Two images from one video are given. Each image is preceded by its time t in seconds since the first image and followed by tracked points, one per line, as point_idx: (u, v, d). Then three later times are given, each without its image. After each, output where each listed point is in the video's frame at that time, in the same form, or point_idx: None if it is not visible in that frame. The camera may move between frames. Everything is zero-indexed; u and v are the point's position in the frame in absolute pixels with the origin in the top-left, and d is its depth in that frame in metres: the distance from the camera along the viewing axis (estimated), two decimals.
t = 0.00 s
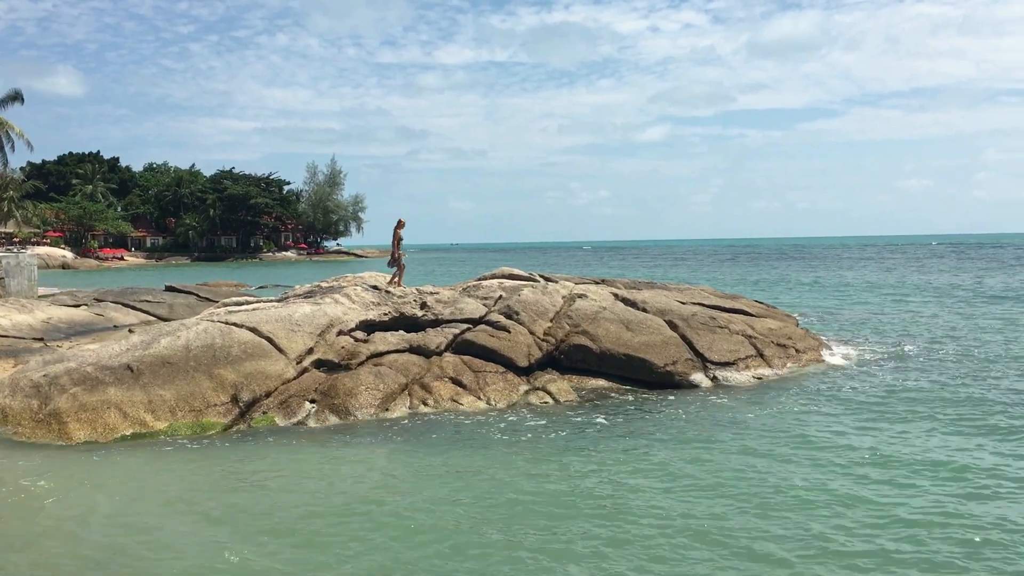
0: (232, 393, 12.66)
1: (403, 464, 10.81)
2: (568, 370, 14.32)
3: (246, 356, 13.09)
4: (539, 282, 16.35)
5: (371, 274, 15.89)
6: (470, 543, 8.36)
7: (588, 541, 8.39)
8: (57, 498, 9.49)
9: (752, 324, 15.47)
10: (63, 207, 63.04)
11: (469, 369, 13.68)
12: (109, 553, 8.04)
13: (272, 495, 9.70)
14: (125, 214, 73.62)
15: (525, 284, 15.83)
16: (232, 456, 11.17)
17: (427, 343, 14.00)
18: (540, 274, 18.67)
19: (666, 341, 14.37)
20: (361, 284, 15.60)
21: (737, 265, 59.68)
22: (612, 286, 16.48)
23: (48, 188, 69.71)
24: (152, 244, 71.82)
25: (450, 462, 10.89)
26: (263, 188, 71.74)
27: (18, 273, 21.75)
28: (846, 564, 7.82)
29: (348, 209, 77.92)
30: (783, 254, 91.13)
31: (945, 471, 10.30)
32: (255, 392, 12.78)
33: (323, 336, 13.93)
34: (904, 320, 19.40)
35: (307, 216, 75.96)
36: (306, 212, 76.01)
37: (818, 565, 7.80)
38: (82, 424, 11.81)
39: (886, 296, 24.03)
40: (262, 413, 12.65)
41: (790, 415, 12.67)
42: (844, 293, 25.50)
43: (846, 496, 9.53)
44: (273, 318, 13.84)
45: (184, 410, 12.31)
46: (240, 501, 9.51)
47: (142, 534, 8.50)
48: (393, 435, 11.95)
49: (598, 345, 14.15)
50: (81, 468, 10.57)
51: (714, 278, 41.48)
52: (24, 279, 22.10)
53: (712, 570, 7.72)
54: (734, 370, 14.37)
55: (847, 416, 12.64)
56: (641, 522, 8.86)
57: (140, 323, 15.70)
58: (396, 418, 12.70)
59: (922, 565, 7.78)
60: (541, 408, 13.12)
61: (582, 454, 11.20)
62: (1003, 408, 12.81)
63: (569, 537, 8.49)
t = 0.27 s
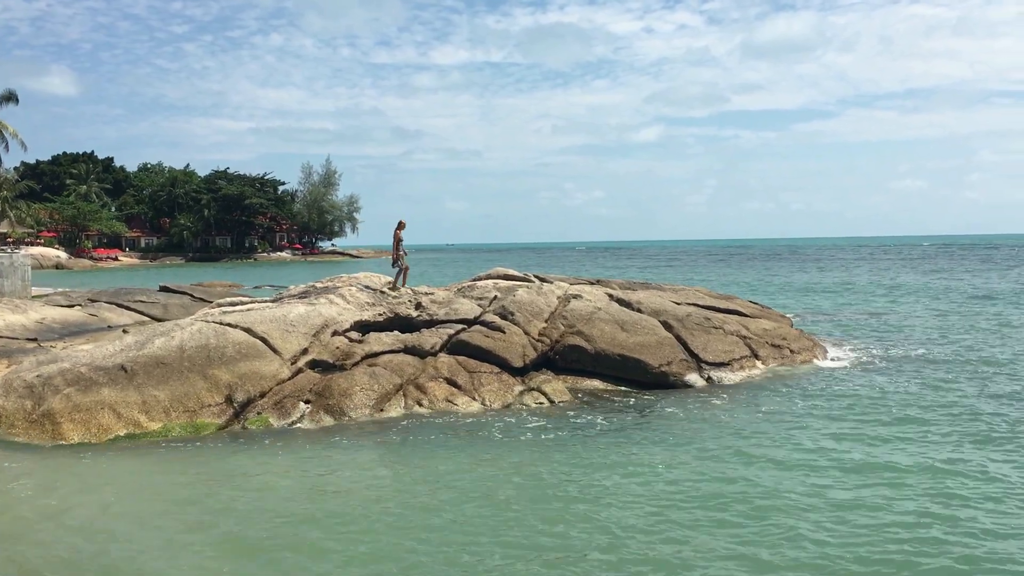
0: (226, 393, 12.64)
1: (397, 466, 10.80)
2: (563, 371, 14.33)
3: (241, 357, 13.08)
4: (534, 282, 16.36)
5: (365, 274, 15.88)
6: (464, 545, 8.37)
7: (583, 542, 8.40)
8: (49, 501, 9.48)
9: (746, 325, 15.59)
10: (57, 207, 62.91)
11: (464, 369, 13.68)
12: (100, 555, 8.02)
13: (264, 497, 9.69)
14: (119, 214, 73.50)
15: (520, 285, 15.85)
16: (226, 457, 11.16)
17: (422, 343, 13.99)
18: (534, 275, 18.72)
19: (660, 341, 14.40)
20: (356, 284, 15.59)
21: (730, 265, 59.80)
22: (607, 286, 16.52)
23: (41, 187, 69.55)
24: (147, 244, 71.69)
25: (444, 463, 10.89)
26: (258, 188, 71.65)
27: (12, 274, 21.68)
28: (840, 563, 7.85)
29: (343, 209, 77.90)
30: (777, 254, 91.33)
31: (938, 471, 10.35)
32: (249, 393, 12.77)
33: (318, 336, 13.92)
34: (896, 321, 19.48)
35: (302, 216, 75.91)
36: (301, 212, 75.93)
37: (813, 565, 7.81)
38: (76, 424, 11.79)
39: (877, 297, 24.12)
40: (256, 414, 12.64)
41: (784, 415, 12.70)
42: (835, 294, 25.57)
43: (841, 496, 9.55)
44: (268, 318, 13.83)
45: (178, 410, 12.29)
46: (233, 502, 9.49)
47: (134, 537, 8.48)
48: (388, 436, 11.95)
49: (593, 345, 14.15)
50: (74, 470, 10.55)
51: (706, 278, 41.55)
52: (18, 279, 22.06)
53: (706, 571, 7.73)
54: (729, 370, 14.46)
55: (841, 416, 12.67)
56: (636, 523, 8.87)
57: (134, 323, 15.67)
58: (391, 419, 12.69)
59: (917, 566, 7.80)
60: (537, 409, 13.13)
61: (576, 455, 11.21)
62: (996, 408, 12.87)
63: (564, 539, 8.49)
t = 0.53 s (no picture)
0: (221, 393, 12.63)
1: (391, 467, 10.79)
2: (558, 371, 14.32)
3: (235, 357, 13.05)
4: (528, 282, 16.37)
5: (360, 274, 15.87)
6: (458, 545, 8.36)
7: (577, 543, 8.40)
8: (40, 502, 9.45)
9: (741, 325, 15.68)
10: (52, 206, 62.80)
11: (458, 369, 13.68)
12: (90, 557, 7.99)
13: (256, 497, 9.69)
14: (115, 214, 73.40)
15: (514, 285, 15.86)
16: (220, 458, 11.14)
17: (416, 343, 13.99)
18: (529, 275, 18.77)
19: (655, 341, 14.42)
20: (351, 284, 15.58)
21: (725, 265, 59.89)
22: (602, 286, 16.55)
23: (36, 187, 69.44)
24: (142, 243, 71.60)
25: (437, 464, 10.88)
26: (253, 188, 71.59)
27: (5, 273, 21.64)
28: (834, 563, 7.86)
29: (339, 209, 77.89)
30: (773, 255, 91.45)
31: (932, 471, 10.37)
32: (244, 393, 12.75)
33: (313, 336, 13.90)
34: (889, 321, 19.52)
35: (298, 216, 75.87)
36: (296, 212, 75.89)
37: (807, 565, 7.82)
38: (70, 424, 11.77)
39: (868, 298, 24.17)
40: (251, 414, 12.62)
41: (777, 415, 12.71)
42: (826, 295, 25.63)
43: (835, 497, 9.56)
44: (262, 318, 13.81)
45: (172, 411, 12.27)
46: (225, 504, 9.47)
47: (124, 539, 8.45)
48: (382, 437, 11.95)
49: (587, 346, 14.14)
50: (67, 471, 10.52)
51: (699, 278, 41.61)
52: (11, 279, 22.04)
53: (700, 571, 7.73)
54: (723, 370, 14.58)
55: (834, 416, 12.68)
56: (630, 524, 8.86)
57: (128, 323, 15.63)
58: (386, 419, 12.68)
59: (911, 566, 7.81)
60: (531, 409, 13.13)
61: (570, 455, 11.21)
62: (988, 409, 12.92)
63: (558, 539, 8.48)
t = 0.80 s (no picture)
0: (214, 393, 12.61)
1: (384, 467, 10.80)
2: (552, 371, 14.32)
3: (229, 356, 13.03)
4: (523, 282, 16.38)
5: (354, 274, 15.86)
6: (451, 546, 8.37)
7: (570, 543, 8.41)
8: (31, 502, 9.43)
9: (734, 326, 15.75)
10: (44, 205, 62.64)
11: (452, 369, 13.68)
12: (80, 558, 7.98)
13: (247, 498, 9.68)
14: (107, 213, 73.24)
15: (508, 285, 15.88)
16: (212, 459, 11.13)
17: (410, 344, 13.98)
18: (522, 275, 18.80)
19: (649, 341, 14.52)
20: (345, 284, 15.57)
21: (718, 265, 60.05)
22: (596, 287, 16.60)
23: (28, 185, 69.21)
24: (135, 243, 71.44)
25: (430, 464, 10.89)
26: (247, 187, 71.46)
27: None
28: (826, 564, 7.89)
29: (333, 209, 77.80)
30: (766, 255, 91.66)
31: (923, 471, 10.41)
32: (237, 393, 12.73)
33: (307, 336, 13.89)
34: (881, 322, 19.59)
35: (292, 215, 75.76)
36: (289, 211, 75.77)
37: (799, 565, 7.85)
38: (62, 424, 11.75)
39: (859, 299, 24.26)
40: (244, 414, 12.60)
41: (770, 415, 12.75)
42: (817, 296, 25.71)
43: (827, 497, 9.59)
44: (256, 318, 13.79)
45: (165, 410, 12.25)
46: (216, 504, 9.47)
47: (115, 539, 8.45)
48: (376, 437, 11.96)
49: (582, 346, 14.15)
50: (59, 471, 10.50)
51: (690, 279, 41.70)
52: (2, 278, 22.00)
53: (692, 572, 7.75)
54: (716, 370, 14.67)
55: (827, 416, 12.72)
56: (623, 524, 8.88)
57: (122, 322, 15.60)
58: (379, 419, 12.67)
59: (901, 565, 7.86)
60: (525, 409, 13.15)
61: (564, 455, 11.23)
62: (978, 409, 13.01)
63: (551, 539, 8.50)
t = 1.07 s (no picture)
0: (206, 393, 12.57)
1: (376, 468, 10.78)
2: (545, 371, 14.32)
3: (221, 356, 13.01)
4: (516, 282, 16.40)
5: (347, 274, 15.84)
6: (443, 546, 8.36)
7: (562, 543, 8.42)
8: (20, 503, 9.39)
9: (727, 326, 15.79)
10: (36, 205, 62.44)
11: (445, 369, 13.67)
12: (68, 558, 7.95)
13: (236, 499, 9.65)
14: (100, 212, 73.03)
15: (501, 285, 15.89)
16: (204, 459, 11.11)
17: (403, 344, 13.97)
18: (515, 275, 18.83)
19: (642, 342, 14.58)
20: (337, 284, 15.55)
21: (712, 266, 60.17)
22: (589, 287, 16.63)
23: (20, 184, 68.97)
24: (127, 242, 71.25)
25: (421, 464, 10.88)
26: (240, 187, 71.31)
27: None
28: (817, 564, 7.91)
29: (325, 209, 77.65)
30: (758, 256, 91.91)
31: (914, 471, 10.45)
32: (229, 392, 12.70)
33: (299, 336, 13.87)
34: (871, 323, 19.66)
35: (284, 215, 75.62)
36: (282, 211, 75.64)
37: (790, 565, 7.87)
38: (53, 424, 11.71)
39: (848, 300, 24.35)
40: (236, 414, 12.57)
41: (762, 415, 12.78)
42: (805, 298, 25.79)
43: (820, 497, 9.62)
44: (248, 318, 13.76)
45: (157, 410, 12.21)
46: (206, 505, 9.45)
47: (103, 540, 8.41)
48: (368, 437, 11.95)
49: (574, 346, 14.16)
50: (49, 472, 10.46)
51: (682, 280, 41.74)
52: None
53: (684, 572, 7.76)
54: (709, 371, 14.73)
55: (818, 416, 12.76)
56: (616, 524, 8.89)
57: (113, 322, 15.55)
58: (372, 420, 12.66)
59: (892, 564, 7.89)
60: (518, 409, 13.16)
61: (556, 455, 11.23)
62: (967, 409, 13.09)
63: (542, 540, 8.50)
